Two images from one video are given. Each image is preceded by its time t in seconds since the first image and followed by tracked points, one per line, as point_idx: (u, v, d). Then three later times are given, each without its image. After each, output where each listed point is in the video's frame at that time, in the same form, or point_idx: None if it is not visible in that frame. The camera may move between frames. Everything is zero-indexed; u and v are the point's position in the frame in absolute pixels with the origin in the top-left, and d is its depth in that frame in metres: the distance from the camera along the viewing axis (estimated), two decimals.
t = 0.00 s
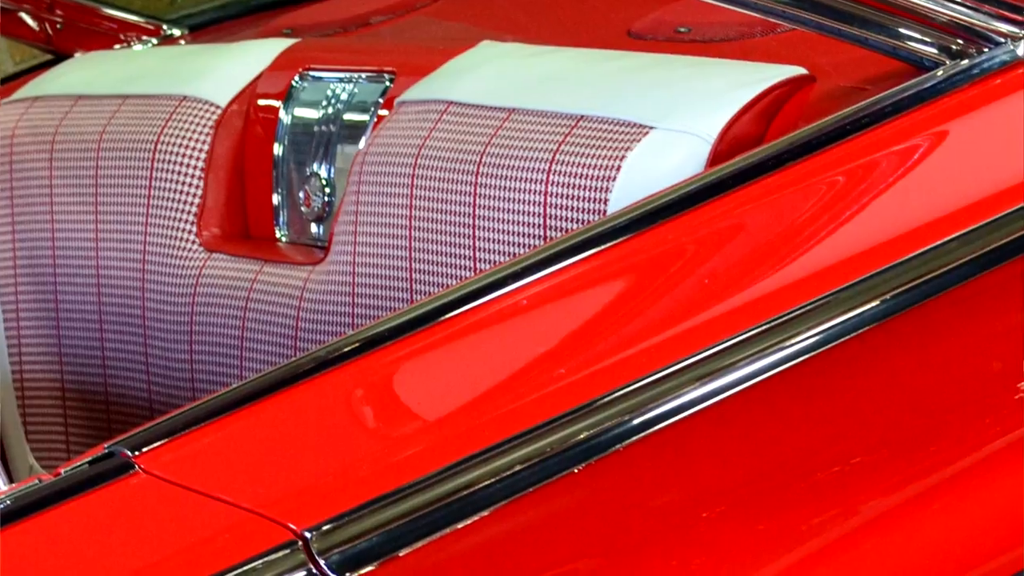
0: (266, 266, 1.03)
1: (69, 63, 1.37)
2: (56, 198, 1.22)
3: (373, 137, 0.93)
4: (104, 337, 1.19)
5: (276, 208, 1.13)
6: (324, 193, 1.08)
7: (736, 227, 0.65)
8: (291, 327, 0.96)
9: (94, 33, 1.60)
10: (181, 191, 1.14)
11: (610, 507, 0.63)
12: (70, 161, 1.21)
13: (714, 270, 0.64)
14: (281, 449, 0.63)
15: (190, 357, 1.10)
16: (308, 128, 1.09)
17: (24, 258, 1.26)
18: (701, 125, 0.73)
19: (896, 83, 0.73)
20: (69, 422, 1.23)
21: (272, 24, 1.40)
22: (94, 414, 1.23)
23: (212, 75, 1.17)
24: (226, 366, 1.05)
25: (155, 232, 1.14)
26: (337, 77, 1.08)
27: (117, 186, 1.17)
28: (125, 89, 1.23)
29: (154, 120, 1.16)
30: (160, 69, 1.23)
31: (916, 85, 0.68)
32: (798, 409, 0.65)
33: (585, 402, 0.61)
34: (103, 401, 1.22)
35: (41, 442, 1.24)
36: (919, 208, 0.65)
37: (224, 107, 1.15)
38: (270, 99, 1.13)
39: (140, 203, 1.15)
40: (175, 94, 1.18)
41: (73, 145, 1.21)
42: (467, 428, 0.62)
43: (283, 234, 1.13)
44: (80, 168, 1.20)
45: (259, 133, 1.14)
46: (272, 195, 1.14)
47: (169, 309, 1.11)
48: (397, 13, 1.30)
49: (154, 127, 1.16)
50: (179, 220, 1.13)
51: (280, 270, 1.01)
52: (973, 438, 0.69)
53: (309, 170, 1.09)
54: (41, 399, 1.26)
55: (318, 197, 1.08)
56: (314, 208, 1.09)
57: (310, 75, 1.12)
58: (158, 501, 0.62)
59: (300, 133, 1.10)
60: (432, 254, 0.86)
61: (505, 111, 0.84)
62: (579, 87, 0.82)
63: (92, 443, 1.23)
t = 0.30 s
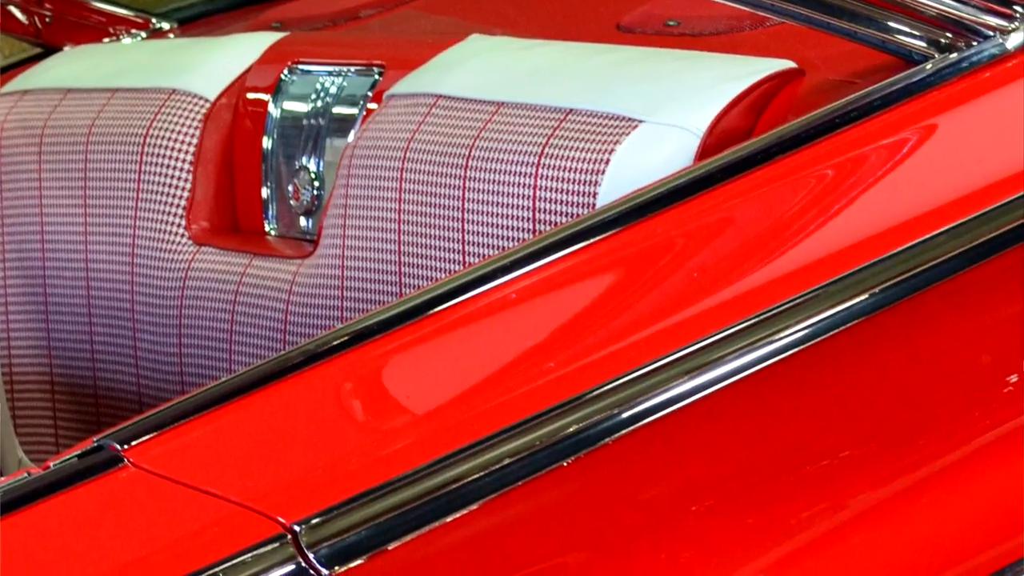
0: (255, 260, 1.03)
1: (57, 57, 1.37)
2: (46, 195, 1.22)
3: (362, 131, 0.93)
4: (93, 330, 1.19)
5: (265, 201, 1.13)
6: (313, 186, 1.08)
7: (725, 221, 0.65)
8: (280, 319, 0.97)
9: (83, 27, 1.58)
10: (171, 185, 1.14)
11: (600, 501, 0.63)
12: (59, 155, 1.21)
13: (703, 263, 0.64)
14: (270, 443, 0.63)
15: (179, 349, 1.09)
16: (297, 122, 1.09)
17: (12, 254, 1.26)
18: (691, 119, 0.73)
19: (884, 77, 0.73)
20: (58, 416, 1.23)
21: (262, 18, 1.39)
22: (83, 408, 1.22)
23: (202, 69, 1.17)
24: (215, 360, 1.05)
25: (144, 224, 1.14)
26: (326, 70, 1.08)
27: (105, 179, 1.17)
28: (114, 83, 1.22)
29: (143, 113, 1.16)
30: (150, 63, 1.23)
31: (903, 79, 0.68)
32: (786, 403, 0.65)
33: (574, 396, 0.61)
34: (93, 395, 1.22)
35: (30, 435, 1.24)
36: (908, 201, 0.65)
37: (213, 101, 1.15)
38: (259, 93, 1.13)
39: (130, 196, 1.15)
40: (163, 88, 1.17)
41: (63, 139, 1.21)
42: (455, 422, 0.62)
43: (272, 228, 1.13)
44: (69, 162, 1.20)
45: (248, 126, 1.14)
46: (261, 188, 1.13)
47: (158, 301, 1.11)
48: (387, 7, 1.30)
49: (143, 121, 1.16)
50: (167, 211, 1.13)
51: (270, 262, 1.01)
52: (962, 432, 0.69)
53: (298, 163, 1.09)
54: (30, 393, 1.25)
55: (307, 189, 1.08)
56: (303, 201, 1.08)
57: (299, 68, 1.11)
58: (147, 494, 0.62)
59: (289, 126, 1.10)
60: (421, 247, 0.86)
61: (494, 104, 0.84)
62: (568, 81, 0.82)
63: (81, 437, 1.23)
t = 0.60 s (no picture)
0: (244, 253, 1.04)
1: (46, 51, 1.36)
2: (35, 188, 1.22)
3: (351, 125, 0.93)
4: (82, 322, 1.19)
5: (255, 194, 1.13)
6: (302, 179, 1.07)
7: (714, 214, 0.65)
8: (269, 310, 0.96)
9: (70, 20, 1.56)
10: (160, 178, 1.15)
11: (589, 494, 0.63)
12: (49, 149, 1.21)
13: (692, 257, 0.64)
14: (259, 436, 0.63)
15: (167, 339, 1.10)
16: (286, 115, 1.09)
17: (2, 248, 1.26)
18: (680, 112, 0.73)
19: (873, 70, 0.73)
20: (47, 407, 1.23)
21: (252, 12, 1.39)
22: (72, 400, 1.22)
23: (192, 63, 1.17)
24: (204, 352, 1.05)
25: (133, 216, 1.15)
26: (315, 64, 1.08)
27: (94, 172, 1.18)
28: (104, 76, 1.22)
29: (133, 106, 1.17)
30: (139, 56, 1.23)
31: (893, 72, 0.68)
32: (776, 396, 0.64)
33: (562, 389, 0.61)
34: (82, 387, 1.21)
35: (19, 427, 1.23)
36: (898, 194, 0.65)
37: (202, 94, 1.15)
38: (248, 86, 1.13)
39: (119, 190, 1.16)
40: (153, 82, 1.18)
41: (52, 133, 1.21)
42: (444, 415, 0.62)
43: (262, 221, 1.13)
44: (59, 156, 1.20)
45: (237, 119, 1.14)
46: (250, 181, 1.14)
47: (148, 295, 1.11)
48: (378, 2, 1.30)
49: (132, 114, 1.16)
50: (156, 206, 1.14)
51: (258, 256, 1.02)
52: (951, 425, 0.69)
53: (287, 157, 1.09)
54: (19, 388, 1.25)
55: (295, 182, 1.08)
56: (292, 194, 1.08)
57: (289, 62, 1.12)
58: (136, 488, 0.62)
59: (278, 119, 1.10)
60: (410, 240, 0.86)
61: (483, 98, 0.84)
62: (556, 75, 0.82)
63: (69, 429, 1.22)
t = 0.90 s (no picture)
0: (233, 248, 1.04)
1: (35, 44, 1.36)
2: (25, 182, 1.23)
3: (340, 118, 0.93)
4: (70, 317, 1.19)
5: (243, 188, 1.13)
6: (292, 173, 1.08)
7: (703, 208, 0.65)
8: (258, 307, 0.97)
9: (60, 14, 1.56)
10: (148, 173, 1.14)
11: (577, 487, 0.63)
12: (38, 142, 1.21)
13: (681, 251, 0.64)
14: (248, 429, 0.63)
15: (158, 340, 1.11)
16: (276, 108, 1.09)
17: None
18: (669, 105, 0.73)
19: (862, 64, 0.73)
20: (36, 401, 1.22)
21: (243, 6, 1.38)
22: (62, 394, 1.22)
23: (180, 57, 1.17)
24: (193, 346, 1.06)
25: (122, 211, 1.15)
26: (304, 57, 1.08)
27: (83, 166, 1.18)
28: (92, 70, 1.22)
29: (121, 100, 1.17)
30: (128, 50, 1.22)
31: (882, 66, 0.68)
32: (764, 390, 0.64)
33: (551, 382, 0.61)
34: (71, 382, 1.22)
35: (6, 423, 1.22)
36: (887, 188, 0.65)
37: (191, 88, 1.15)
38: (237, 80, 1.12)
39: (108, 184, 1.16)
40: (141, 76, 1.18)
41: (41, 126, 1.21)
42: (433, 409, 0.62)
43: (251, 215, 1.13)
44: (48, 150, 1.20)
45: (226, 113, 1.14)
46: (239, 175, 1.13)
47: (137, 289, 1.12)
48: None
49: (120, 108, 1.16)
50: (145, 200, 1.14)
51: (248, 249, 1.02)
52: (940, 418, 0.69)
53: (276, 150, 1.09)
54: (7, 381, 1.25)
55: (285, 176, 1.09)
56: (281, 187, 1.09)
57: (278, 55, 1.11)
58: (125, 481, 0.62)
59: (267, 113, 1.10)
60: (399, 234, 0.86)
61: (472, 91, 0.84)
62: (545, 68, 0.82)
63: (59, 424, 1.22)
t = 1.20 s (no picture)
0: (222, 241, 1.05)
1: (24, 37, 1.36)
2: (13, 175, 1.23)
3: (329, 112, 0.93)
4: (60, 311, 1.20)
5: (232, 181, 1.13)
6: (280, 167, 1.08)
7: (692, 201, 0.65)
8: (247, 301, 0.98)
9: (49, 7, 1.56)
10: (138, 166, 1.15)
11: (567, 481, 0.63)
12: (27, 136, 1.21)
13: (670, 244, 0.64)
14: (237, 423, 0.63)
15: (146, 332, 1.11)
16: (265, 102, 1.09)
17: None
18: (658, 99, 0.73)
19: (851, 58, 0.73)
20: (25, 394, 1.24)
21: None
22: (51, 387, 1.24)
23: (169, 51, 1.17)
24: (182, 341, 1.07)
25: (111, 204, 1.16)
26: (293, 51, 1.08)
27: (72, 160, 1.18)
28: (81, 63, 1.22)
29: (110, 94, 1.17)
30: (116, 43, 1.22)
31: (871, 60, 0.68)
32: (753, 384, 0.64)
33: (541, 375, 0.61)
34: (60, 374, 1.23)
35: None
36: (876, 181, 0.65)
37: (180, 81, 1.15)
38: (226, 73, 1.13)
39: (97, 177, 1.16)
40: (131, 69, 1.18)
41: (30, 119, 1.21)
42: (423, 402, 0.61)
43: (240, 208, 1.14)
44: (37, 144, 1.20)
45: (215, 106, 1.15)
46: (229, 168, 1.14)
47: (125, 282, 1.13)
48: None
49: (109, 101, 1.16)
50: (134, 193, 1.15)
51: (237, 242, 1.03)
52: (929, 412, 0.69)
53: (265, 144, 1.09)
54: None
55: (273, 170, 1.08)
56: (270, 181, 1.09)
57: (266, 49, 1.11)
58: (114, 474, 0.62)
59: (256, 107, 1.10)
60: (388, 228, 0.86)
61: (461, 84, 0.84)
62: (535, 62, 0.82)
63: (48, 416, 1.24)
